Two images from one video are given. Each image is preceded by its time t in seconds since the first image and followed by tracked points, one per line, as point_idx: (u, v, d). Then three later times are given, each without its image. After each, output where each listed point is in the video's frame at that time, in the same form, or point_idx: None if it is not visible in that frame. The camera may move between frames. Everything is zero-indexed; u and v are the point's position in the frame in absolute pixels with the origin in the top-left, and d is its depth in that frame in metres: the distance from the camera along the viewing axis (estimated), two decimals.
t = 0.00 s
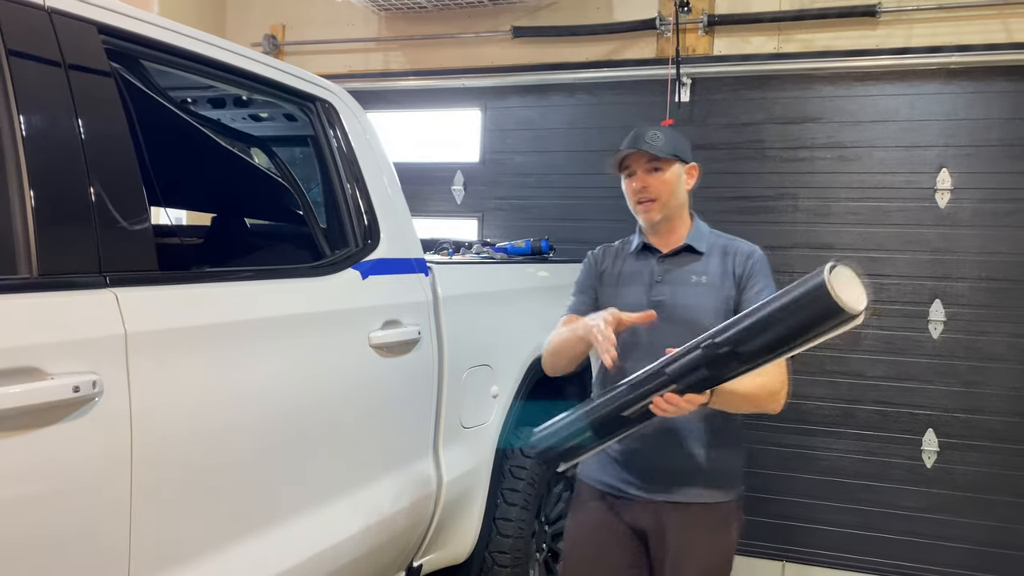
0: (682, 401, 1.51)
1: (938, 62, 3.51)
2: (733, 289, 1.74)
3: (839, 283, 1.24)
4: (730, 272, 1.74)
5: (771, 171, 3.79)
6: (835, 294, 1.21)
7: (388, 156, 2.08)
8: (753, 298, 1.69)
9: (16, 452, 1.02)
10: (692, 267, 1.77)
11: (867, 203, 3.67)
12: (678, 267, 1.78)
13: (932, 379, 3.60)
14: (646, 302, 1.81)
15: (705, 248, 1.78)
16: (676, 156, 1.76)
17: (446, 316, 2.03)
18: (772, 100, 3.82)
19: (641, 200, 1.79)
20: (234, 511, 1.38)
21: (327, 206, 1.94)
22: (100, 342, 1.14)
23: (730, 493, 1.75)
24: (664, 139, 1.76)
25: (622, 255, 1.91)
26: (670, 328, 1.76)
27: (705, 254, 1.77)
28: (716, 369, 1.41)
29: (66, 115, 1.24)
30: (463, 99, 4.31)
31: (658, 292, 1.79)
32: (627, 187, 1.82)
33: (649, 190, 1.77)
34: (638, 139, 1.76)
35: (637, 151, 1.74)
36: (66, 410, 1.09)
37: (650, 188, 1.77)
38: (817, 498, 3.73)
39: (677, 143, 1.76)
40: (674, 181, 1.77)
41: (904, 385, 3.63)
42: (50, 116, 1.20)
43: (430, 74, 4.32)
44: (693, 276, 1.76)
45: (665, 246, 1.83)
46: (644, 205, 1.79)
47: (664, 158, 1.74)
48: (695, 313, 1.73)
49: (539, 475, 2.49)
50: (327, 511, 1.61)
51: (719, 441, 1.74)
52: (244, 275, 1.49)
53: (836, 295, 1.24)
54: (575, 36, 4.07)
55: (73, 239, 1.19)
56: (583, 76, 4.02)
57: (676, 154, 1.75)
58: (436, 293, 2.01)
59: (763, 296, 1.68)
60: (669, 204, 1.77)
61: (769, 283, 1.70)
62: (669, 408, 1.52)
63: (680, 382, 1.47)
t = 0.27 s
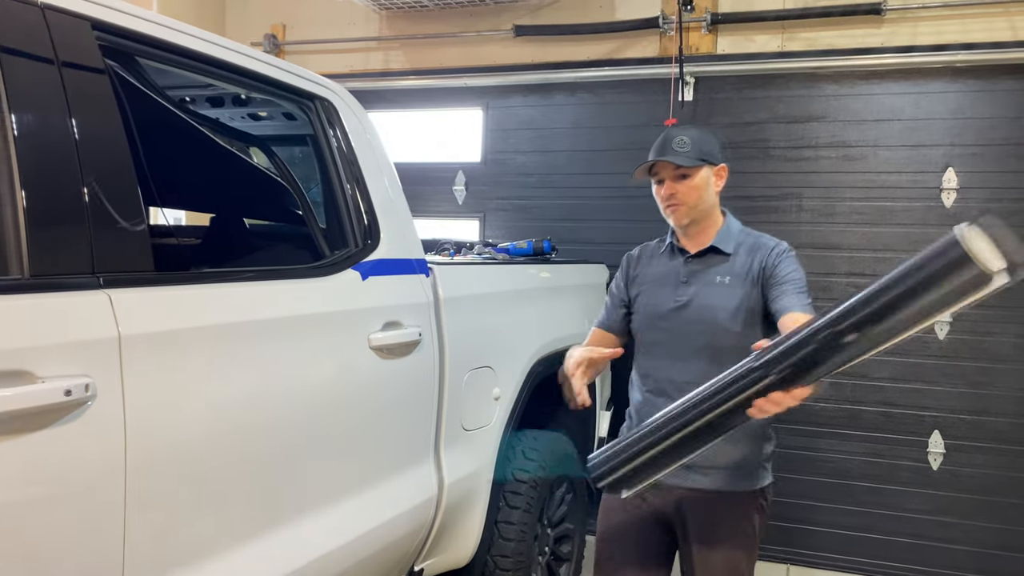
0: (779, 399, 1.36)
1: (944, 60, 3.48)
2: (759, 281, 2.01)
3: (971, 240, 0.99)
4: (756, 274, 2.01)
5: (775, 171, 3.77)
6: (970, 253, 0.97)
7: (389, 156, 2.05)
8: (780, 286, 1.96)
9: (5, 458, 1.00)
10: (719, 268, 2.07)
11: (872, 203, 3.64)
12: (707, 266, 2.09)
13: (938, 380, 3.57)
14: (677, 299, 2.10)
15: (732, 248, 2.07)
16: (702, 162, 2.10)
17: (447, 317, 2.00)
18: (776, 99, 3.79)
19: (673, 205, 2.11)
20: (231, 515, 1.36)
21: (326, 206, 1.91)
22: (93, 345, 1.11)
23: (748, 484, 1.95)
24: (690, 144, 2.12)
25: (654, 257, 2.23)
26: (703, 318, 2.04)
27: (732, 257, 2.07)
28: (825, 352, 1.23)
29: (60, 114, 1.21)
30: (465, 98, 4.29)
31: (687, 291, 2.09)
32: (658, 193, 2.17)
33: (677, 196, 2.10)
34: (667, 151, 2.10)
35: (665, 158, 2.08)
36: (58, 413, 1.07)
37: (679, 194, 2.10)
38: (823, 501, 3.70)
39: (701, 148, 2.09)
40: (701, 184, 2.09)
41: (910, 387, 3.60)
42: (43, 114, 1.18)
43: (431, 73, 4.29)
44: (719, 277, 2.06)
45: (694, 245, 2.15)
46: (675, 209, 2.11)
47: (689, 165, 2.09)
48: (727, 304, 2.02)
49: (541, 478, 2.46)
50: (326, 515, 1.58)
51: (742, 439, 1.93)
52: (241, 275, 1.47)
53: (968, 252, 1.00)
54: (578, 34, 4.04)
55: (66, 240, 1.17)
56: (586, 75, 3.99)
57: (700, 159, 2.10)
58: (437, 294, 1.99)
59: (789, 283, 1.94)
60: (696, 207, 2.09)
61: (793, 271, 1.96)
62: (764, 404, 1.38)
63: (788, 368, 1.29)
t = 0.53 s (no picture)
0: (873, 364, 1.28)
1: (946, 57, 3.45)
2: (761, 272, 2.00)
3: None
4: (757, 266, 2.01)
5: (776, 169, 3.74)
6: None
7: (386, 155, 2.01)
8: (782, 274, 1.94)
9: None
10: (720, 263, 2.08)
11: (874, 202, 3.61)
12: (709, 262, 2.10)
13: (940, 380, 3.54)
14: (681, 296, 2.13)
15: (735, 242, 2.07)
16: (717, 161, 2.12)
17: (446, 317, 1.97)
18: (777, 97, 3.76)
19: (685, 203, 2.12)
20: (223, 521, 1.32)
21: (321, 205, 1.86)
22: (80, 347, 1.08)
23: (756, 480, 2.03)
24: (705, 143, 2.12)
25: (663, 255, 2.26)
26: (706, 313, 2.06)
27: (734, 251, 2.07)
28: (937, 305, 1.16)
29: (45, 109, 1.17)
30: (462, 96, 4.25)
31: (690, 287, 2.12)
32: (670, 191, 2.17)
33: (690, 194, 2.11)
34: (680, 145, 2.10)
35: (680, 155, 2.09)
36: (44, 418, 1.03)
37: (692, 192, 2.11)
38: (824, 502, 3.68)
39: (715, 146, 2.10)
40: (714, 184, 2.11)
41: (912, 387, 3.57)
42: (28, 110, 1.14)
43: (428, 71, 4.26)
44: (721, 272, 2.07)
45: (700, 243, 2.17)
46: (685, 206, 2.12)
47: (703, 164, 2.10)
48: (730, 297, 2.03)
49: (540, 480, 2.43)
50: (321, 520, 1.54)
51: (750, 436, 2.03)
52: (233, 275, 1.43)
53: None
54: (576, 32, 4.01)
55: (51, 240, 1.13)
56: (584, 73, 3.96)
57: (715, 158, 2.11)
58: (435, 294, 1.95)
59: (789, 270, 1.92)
60: (705, 205, 2.10)
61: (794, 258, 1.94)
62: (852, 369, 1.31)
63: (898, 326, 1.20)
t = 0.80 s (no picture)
0: (771, 344, 1.52)
1: (948, 56, 3.42)
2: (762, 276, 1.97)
3: None
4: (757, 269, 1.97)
5: (776, 169, 3.70)
6: None
7: (383, 155, 1.95)
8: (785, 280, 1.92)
9: None
10: (720, 265, 2.03)
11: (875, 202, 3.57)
12: (709, 263, 2.05)
13: (943, 383, 3.50)
14: (680, 298, 2.08)
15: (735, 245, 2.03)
16: (717, 160, 2.07)
17: (444, 321, 1.92)
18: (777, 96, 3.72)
19: (684, 201, 2.08)
20: (214, 535, 1.27)
21: (316, 206, 1.80)
22: (61, 356, 1.03)
23: (761, 484, 2.01)
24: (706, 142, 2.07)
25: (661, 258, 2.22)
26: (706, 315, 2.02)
27: (734, 252, 2.03)
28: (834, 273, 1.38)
29: (26, 108, 1.12)
30: (459, 95, 4.20)
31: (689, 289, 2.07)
32: (670, 189, 2.12)
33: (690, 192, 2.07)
34: (682, 144, 2.06)
35: (681, 153, 2.04)
36: (22, 431, 0.98)
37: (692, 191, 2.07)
38: (826, 506, 3.63)
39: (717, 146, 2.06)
40: (714, 184, 2.07)
41: (914, 390, 3.53)
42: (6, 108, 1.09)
43: (424, 70, 4.20)
44: (720, 274, 2.03)
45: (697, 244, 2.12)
46: (685, 205, 2.08)
47: (704, 163, 2.05)
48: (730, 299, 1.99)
49: (540, 486, 2.37)
50: (316, 532, 1.49)
51: (754, 442, 2.01)
52: (224, 278, 1.38)
53: None
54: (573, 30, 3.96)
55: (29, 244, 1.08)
56: (582, 72, 3.92)
57: (716, 158, 2.06)
58: (433, 297, 1.90)
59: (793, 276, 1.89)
60: (707, 205, 2.06)
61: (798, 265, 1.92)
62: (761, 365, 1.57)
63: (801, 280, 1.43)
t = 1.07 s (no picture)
0: (695, 343, 1.56)
1: (956, 54, 3.36)
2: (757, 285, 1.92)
3: None
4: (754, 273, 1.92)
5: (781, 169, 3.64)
6: None
7: (381, 155, 1.87)
8: (778, 294, 1.87)
9: None
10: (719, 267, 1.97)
11: (882, 203, 3.51)
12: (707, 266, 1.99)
13: (951, 387, 3.44)
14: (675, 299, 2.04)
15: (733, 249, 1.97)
16: (715, 161, 1.99)
17: (445, 328, 1.84)
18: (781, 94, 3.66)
19: (680, 200, 2.01)
20: (206, 560, 1.20)
21: (312, 208, 1.72)
22: (41, 374, 0.95)
23: (760, 486, 1.93)
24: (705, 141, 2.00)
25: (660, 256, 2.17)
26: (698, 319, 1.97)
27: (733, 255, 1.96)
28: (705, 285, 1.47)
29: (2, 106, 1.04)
30: (456, 94, 4.12)
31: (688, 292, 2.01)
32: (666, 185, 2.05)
33: (686, 191, 2.00)
34: (681, 142, 1.98)
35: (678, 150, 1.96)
36: None
37: (689, 190, 2.00)
38: (832, 513, 3.57)
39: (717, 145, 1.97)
40: (711, 183, 1.99)
41: (921, 394, 3.47)
42: None
43: (420, 68, 4.13)
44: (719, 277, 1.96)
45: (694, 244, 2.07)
46: (680, 204, 2.01)
47: (704, 162, 1.97)
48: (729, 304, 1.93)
49: (543, 497, 2.30)
50: (313, 552, 1.42)
51: (749, 442, 1.94)
52: (214, 287, 1.30)
53: None
54: (573, 28, 3.89)
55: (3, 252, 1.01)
56: (582, 70, 3.85)
57: (715, 157, 1.98)
58: (433, 303, 1.82)
59: (786, 292, 1.86)
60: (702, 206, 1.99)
61: (793, 280, 1.87)
62: (690, 369, 1.60)
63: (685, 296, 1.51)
